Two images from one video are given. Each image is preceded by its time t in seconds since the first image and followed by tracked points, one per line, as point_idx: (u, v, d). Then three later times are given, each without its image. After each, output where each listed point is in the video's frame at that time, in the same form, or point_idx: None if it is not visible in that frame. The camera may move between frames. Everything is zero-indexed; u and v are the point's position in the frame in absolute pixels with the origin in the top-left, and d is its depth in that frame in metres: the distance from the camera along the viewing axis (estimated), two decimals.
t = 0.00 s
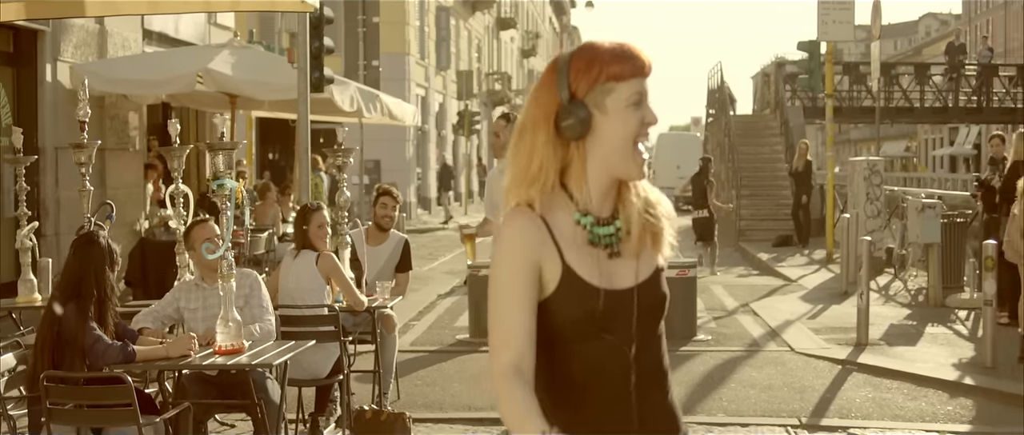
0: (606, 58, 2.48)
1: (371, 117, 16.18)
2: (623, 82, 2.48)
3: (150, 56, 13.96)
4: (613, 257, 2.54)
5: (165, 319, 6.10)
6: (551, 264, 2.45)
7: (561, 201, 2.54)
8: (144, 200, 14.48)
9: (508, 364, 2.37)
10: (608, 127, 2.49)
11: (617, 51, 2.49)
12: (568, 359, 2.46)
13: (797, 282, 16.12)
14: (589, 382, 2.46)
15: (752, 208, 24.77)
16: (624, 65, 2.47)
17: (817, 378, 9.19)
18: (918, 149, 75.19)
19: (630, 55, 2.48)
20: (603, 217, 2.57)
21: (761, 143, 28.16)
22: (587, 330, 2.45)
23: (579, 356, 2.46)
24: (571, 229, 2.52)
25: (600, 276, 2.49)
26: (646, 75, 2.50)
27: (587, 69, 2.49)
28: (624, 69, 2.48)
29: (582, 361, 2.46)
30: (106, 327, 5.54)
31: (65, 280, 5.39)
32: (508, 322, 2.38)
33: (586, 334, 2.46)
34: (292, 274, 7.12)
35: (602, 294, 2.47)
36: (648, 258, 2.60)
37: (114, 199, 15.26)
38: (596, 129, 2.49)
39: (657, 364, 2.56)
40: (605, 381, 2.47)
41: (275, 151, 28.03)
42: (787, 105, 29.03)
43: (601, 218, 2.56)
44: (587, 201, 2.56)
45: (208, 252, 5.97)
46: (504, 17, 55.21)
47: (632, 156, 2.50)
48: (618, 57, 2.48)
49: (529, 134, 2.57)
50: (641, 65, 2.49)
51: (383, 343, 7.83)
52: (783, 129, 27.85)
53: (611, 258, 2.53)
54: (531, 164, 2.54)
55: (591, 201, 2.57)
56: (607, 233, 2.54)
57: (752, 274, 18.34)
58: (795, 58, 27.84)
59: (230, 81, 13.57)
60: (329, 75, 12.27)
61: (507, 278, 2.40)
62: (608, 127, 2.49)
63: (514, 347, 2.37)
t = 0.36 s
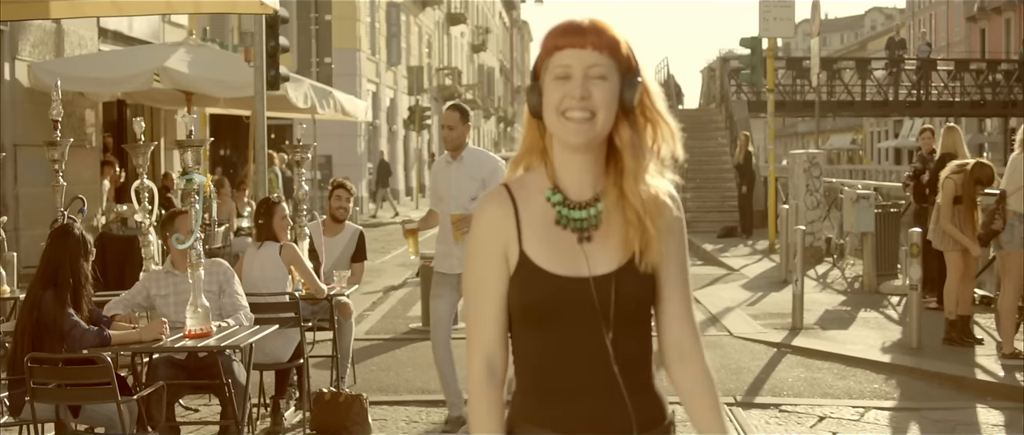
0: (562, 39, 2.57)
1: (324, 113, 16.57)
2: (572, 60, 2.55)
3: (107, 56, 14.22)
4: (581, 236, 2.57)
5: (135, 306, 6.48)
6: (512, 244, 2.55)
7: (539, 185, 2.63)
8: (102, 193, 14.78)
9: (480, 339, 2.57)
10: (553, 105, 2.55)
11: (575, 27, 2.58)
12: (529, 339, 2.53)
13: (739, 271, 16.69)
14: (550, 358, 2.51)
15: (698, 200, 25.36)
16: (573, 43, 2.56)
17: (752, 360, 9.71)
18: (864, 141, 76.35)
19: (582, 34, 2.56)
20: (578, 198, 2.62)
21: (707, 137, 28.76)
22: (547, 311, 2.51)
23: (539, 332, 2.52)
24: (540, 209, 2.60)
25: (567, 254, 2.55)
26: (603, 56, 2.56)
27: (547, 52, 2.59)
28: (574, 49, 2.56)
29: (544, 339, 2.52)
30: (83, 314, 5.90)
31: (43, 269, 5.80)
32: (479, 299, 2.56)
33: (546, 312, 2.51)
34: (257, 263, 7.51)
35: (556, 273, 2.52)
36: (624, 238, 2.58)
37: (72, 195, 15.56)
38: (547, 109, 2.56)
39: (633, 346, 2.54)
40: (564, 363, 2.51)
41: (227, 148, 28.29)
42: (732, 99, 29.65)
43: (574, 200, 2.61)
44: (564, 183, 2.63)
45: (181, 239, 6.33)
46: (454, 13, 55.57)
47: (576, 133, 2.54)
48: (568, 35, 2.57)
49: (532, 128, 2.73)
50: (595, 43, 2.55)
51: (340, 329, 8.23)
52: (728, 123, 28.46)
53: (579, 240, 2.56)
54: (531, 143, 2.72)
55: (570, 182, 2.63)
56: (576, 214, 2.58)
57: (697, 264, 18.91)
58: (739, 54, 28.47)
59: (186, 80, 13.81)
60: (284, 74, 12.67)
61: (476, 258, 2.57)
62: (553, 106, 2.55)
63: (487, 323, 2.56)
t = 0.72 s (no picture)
0: (509, 68, 2.37)
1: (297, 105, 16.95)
2: (519, 96, 2.36)
3: (84, 51, 14.54)
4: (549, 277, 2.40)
5: (127, 289, 6.93)
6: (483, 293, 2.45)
7: (506, 222, 2.48)
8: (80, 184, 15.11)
9: (459, 389, 2.48)
10: (503, 141, 2.37)
11: (518, 56, 2.37)
12: (507, 387, 2.42)
13: (703, 258, 17.20)
14: (529, 408, 2.39)
15: (665, 188, 25.89)
16: (517, 76, 2.36)
17: (710, 341, 10.18)
18: (832, 129, 77.25)
19: (525, 63, 2.36)
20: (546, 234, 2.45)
21: (675, 126, 29.25)
22: (519, 358, 2.39)
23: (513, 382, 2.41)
24: (506, 248, 2.45)
25: (536, 298, 2.39)
26: (551, 82, 2.36)
27: (492, 85, 2.41)
28: (520, 80, 2.36)
29: (520, 389, 2.40)
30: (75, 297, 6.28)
31: (35, 255, 6.17)
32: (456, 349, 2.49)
33: (519, 364, 2.39)
34: (238, 249, 7.94)
35: (526, 317, 2.39)
36: (595, 277, 2.38)
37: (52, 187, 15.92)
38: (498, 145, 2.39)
39: (615, 388, 2.37)
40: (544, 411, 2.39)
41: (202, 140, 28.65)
42: (698, 89, 30.17)
43: (541, 234, 2.44)
44: (529, 218, 2.46)
45: (167, 227, 6.74)
46: (425, 4, 55.98)
47: (533, 169, 2.36)
48: (510, 67, 2.37)
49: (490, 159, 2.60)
50: (539, 72, 2.36)
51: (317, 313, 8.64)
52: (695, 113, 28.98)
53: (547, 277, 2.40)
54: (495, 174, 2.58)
55: (535, 215, 2.47)
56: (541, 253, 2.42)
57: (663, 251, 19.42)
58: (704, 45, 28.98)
59: (162, 73, 14.16)
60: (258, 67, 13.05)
61: (450, 301, 2.49)
62: (504, 143, 2.37)
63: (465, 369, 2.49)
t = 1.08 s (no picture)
0: (512, 61, 2.67)
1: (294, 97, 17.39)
2: (523, 88, 2.66)
3: (87, 45, 14.95)
4: (536, 261, 2.68)
5: (137, 272, 7.41)
6: (475, 272, 2.67)
7: (495, 209, 2.75)
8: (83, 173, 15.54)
9: (444, 360, 2.67)
10: (507, 130, 2.66)
11: (523, 50, 2.68)
12: (493, 360, 2.67)
13: (690, 244, 17.69)
14: (516, 383, 2.66)
15: (655, 176, 26.38)
16: (523, 68, 2.66)
17: (691, 322, 10.66)
18: (825, 117, 77.79)
19: (530, 58, 2.67)
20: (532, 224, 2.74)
21: (665, 115, 29.71)
22: (507, 333, 2.65)
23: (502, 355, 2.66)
24: (497, 232, 2.72)
25: (526, 278, 2.67)
26: (554, 79, 2.67)
27: (492, 76, 2.70)
28: (526, 76, 2.66)
29: (506, 361, 2.66)
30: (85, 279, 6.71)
31: (45, 241, 6.61)
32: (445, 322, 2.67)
33: (505, 338, 2.65)
34: (239, 235, 8.40)
35: (515, 305, 2.65)
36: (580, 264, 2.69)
37: (55, 177, 16.37)
38: (501, 134, 2.68)
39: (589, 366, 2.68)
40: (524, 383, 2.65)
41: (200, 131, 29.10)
42: (689, 79, 30.62)
43: (529, 224, 2.73)
44: (517, 205, 2.75)
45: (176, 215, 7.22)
46: None
47: (533, 159, 2.67)
48: (515, 61, 2.67)
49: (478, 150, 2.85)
50: (543, 66, 2.66)
51: (313, 296, 9.10)
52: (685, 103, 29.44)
53: (537, 265, 2.68)
54: (479, 165, 2.84)
55: (521, 206, 2.76)
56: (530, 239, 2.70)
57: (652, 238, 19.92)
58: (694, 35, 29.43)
59: (163, 66, 14.56)
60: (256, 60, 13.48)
61: (437, 282, 2.67)
62: (508, 133, 2.66)
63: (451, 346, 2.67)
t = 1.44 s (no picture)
0: (496, 25, 2.33)
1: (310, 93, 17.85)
2: (504, 53, 2.31)
3: (108, 42, 15.41)
4: (519, 227, 2.33)
5: (164, 259, 7.86)
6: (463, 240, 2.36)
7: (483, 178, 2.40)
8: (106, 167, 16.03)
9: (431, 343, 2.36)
10: (490, 99, 2.31)
11: (506, 19, 2.33)
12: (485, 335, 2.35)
13: (696, 239, 18.15)
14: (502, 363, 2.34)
15: (664, 174, 26.84)
16: (504, 35, 2.31)
17: (691, 313, 11.10)
18: (836, 115, 78.27)
19: (513, 24, 2.32)
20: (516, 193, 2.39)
21: (674, 113, 30.12)
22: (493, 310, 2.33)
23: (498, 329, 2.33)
24: (482, 201, 2.37)
25: (511, 252, 2.33)
26: (536, 44, 2.31)
27: (479, 43, 2.35)
28: (509, 42, 2.31)
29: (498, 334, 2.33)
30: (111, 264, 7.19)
31: (68, 233, 7.12)
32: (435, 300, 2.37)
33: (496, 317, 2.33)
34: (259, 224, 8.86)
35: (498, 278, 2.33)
36: (563, 231, 2.31)
37: (78, 171, 16.88)
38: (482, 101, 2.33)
39: (578, 347, 2.31)
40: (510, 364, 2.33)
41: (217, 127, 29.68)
42: (698, 78, 31.04)
43: (517, 191, 2.37)
44: (505, 172, 2.39)
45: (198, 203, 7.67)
46: None
47: (517, 125, 2.29)
48: (497, 27, 2.33)
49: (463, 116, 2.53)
50: (525, 32, 2.31)
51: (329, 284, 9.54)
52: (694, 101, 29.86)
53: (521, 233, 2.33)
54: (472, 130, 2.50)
55: (512, 173, 2.39)
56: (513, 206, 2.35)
57: (659, 234, 20.38)
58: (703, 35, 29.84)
59: (183, 63, 15.01)
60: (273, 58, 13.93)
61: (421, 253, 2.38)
62: (490, 99, 2.30)
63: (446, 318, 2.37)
